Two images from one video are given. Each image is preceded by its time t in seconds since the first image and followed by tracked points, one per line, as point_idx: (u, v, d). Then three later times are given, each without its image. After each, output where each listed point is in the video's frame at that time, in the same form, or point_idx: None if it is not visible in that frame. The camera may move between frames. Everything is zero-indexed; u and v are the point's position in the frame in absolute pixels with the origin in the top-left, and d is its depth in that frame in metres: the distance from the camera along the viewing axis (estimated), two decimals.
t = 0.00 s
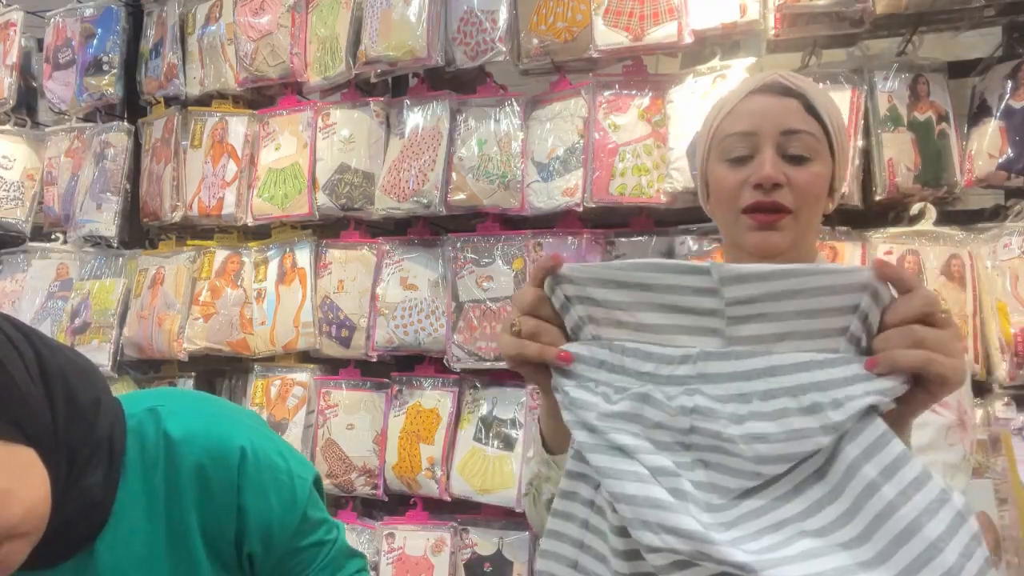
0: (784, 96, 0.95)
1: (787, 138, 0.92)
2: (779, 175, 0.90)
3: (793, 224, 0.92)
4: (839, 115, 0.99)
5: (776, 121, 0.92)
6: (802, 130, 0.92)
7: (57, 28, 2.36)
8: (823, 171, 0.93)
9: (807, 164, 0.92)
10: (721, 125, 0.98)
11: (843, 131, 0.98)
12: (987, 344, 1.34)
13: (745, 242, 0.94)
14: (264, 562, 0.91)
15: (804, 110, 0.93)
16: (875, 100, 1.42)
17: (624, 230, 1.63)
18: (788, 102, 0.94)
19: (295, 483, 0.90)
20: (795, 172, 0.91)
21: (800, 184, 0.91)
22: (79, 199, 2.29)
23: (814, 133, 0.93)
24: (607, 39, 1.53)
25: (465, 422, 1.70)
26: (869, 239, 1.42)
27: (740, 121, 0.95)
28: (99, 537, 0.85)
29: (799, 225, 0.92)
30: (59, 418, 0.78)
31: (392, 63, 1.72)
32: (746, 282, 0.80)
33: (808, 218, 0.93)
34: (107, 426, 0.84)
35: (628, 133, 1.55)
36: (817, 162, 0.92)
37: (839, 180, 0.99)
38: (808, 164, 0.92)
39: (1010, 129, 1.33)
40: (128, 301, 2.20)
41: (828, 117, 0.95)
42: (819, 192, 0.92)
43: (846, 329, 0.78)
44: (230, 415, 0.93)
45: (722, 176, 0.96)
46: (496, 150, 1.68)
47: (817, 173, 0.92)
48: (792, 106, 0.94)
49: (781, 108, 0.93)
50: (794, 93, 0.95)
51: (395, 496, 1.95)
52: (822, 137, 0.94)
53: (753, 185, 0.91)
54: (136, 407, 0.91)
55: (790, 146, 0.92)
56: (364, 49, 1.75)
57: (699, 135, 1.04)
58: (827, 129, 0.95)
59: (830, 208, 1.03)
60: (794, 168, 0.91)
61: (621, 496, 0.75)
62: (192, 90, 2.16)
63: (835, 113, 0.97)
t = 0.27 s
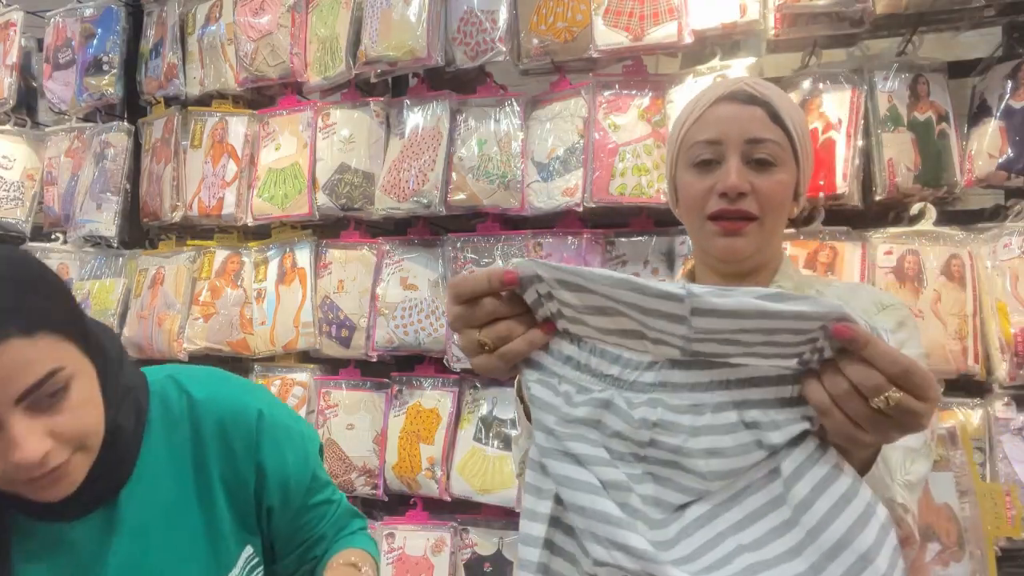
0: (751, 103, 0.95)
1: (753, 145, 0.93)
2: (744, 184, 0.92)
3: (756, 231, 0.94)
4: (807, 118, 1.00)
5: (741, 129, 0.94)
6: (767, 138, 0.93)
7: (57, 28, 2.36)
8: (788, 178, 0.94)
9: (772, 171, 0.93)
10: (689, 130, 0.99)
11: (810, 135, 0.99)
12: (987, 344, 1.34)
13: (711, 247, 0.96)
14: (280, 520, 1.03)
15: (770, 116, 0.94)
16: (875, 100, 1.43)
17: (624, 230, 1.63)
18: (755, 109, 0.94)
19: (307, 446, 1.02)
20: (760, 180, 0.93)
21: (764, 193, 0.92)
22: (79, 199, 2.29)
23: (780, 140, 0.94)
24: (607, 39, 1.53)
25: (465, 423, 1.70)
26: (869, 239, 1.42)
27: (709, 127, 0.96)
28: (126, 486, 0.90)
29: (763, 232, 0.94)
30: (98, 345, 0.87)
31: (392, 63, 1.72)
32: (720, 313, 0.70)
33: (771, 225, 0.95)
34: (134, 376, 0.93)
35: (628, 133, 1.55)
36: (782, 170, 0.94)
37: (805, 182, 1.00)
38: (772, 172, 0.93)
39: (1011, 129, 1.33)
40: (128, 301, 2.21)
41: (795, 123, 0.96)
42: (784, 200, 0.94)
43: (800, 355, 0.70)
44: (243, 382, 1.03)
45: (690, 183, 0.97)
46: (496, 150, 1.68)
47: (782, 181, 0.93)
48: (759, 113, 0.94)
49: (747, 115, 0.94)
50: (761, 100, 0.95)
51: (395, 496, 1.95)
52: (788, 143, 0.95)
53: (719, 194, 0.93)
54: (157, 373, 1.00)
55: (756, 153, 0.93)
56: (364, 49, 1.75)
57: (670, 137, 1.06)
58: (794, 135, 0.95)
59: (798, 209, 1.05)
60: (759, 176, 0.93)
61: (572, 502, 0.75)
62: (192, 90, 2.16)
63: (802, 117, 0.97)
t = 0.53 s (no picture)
0: (731, 106, 0.96)
1: (733, 148, 0.94)
2: (725, 184, 0.92)
3: (738, 231, 0.94)
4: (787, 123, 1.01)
5: (721, 131, 0.95)
6: (747, 140, 0.94)
7: (57, 28, 2.36)
8: (767, 180, 0.95)
9: (751, 173, 0.94)
10: (670, 134, 1.00)
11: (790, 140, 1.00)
12: (987, 343, 1.35)
13: (693, 248, 0.96)
14: (280, 480, 1.12)
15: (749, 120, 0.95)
16: (875, 100, 1.43)
17: (624, 230, 1.62)
18: (734, 112, 0.95)
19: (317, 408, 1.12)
20: (740, 181, 0.93)
21: (745, 194, 0.93)
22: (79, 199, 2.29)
23: (759, 142, 0.95)
24: (607, 39, 1.53)
25: (465, 423, 1.70)
26: (869, 239, 1.42)
27: (690, 130, 0.97)
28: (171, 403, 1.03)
29: (743, 233, 0.94)
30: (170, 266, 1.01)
31: (392, 63, 1.72)
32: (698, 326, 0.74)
33: (753, 226, 0.95)
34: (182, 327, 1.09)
35: (628, 133, 1.55)
36: (762, 172, 0.94)
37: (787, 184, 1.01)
38: (752, 173, 0.94)
39: (1011, 129, 1.33)
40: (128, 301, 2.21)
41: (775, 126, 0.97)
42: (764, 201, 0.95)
43: (775, 366, 0.74)
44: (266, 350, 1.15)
45: (671, 185, 0.98)
46: (496, 150, 1.68)
47: (762, 183, 0.94)
48: (738, 116, 0.95)
49: (726, 118, 0.95)
50: (741, 103, 0.97)
51: (395, 496, 1.95)
52: (768, 146, 0.96)
53: (701, 195, 0.93)
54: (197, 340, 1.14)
55: (736, 155, 0.94)
56: (364, 49, 1.75)
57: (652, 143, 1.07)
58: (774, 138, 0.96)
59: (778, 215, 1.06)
60: (739, 177, 0.93)
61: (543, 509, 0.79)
62: (192, 90, 2.16)
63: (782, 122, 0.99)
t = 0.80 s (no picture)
0: (716, 110, 0.96)
1: (716, 151, 0.94)
2: (705, 187, 0.92)
3: (721, 235, 0.93)
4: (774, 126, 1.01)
5: (705, 134, 0.94)
6: (729, 144, 0.94)
7: (57, 28, 2.36)
8: (751, 183, 0.94)
9: (734, 176, 0.94)
10: (657, 137, 1.00)
11: (777, 142, 1.00)
12: (987, 343, 1.35)
13: (675, 250, 0.96)
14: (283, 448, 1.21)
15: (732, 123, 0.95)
16: (875, 100, 1.43)
17: (624, 230, 1.63)
18: (718, 116, 0.95)
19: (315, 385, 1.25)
20: (722, 184, 0.93)
21: (727, 197, 0.92)
22: (79, 199, 2.29)
23: (743, 146, 0.95)
24: (607, 39, 1.53)
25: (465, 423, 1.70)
26: (869, 239, 1.42)
27: (674, 134, 0.96)
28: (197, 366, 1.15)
29: (726, 236, 0.94)
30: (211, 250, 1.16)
31: (392, 63, 1.72)
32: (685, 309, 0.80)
33: (736, 230, 0.94)
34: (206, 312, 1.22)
35: (628, 133, 1.55)
36: (745, 175, 0.94)
37: (774, 187, 1.01)
38: (735, 176, 0.94)
39: (1011, 129, 1.33)
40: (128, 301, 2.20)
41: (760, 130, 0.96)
42: (748, 205, 0.94)
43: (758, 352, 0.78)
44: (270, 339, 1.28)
45: (655, 188, 0.97)
46: (496, 150, 1.68)
47: (744, 186, 0.93)
48: (723, 120, 0.95)
49: (709, 122, 0.95)
50: (725, 107, 0.96)
51: (395, 497, 1.95)
52: (752, 150, 0.96)
53: (682, 197, 0.93)
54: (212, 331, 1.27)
55: (718, 158, 0.94)
56: (364, 49, 1.75)
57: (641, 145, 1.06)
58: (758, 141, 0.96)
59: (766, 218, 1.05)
60: (721, 181, 0.93)
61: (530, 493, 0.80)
62: (192, 89, 2.16)
63: (768, 125, 0.98)
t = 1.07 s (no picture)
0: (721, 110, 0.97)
1: (725, 148, 0.94)
2: (718, 180, 0.91)
3: (727, 229, 0.93)
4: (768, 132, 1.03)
5: (714, 130, 0.94)
6: (737, 141, 0.94)
7: (57, 28, 2.36)
8: (755, 182, 0.95)
9: (741, 174, 0.94)
10: (661, 134, 1.00)
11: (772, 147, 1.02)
12: (987, 343, 1.35)
13: (681, 245, 0.94)
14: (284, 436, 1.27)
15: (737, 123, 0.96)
16: (875, 100, 1.43)
17: (624, 230, 1.63)
18: (725, 115, 0.96)
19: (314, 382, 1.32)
20: (732, 180, 0.93)
21: (736, 193, 0.92)
22: (79, 199, 2.29)
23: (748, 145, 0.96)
24: (607, 38, 1.53)
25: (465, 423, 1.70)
26: (869, 239, 1.42)
27: (681, 130, 0.96)
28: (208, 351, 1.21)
29: (732, 231, 0.93)
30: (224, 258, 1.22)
31: (392, 63, 1.72)
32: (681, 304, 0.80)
33: (741, 225, 0.94)
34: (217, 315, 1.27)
35: (628, 133, 1.55)
36: (750, 173, 0.95)
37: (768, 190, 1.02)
38: (742, 174, 0.94)
39: (1011, 129, 1.33)
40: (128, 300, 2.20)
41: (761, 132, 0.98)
42: (752, 203, 0.95)
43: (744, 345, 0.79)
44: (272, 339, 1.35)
45: (661, 182, 0.96)
46: (496, 150, 1.68)
47: (751, 184, 0.94)
48: (728, 119, 0.96)
49: (717, 120, 0.95)
50: (730, 108, 0.98)
51: (395, 496, 1.95)
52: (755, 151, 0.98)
53: (694, 190, 0.91)
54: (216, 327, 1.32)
55: (727, 155, 0.94)
56: (364, 49, 1.75)
57: (639, 145, 1.06)
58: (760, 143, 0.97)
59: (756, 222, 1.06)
60: (731, 176, 0.93)
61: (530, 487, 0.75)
62: (192, 89, 2.16)
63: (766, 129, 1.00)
